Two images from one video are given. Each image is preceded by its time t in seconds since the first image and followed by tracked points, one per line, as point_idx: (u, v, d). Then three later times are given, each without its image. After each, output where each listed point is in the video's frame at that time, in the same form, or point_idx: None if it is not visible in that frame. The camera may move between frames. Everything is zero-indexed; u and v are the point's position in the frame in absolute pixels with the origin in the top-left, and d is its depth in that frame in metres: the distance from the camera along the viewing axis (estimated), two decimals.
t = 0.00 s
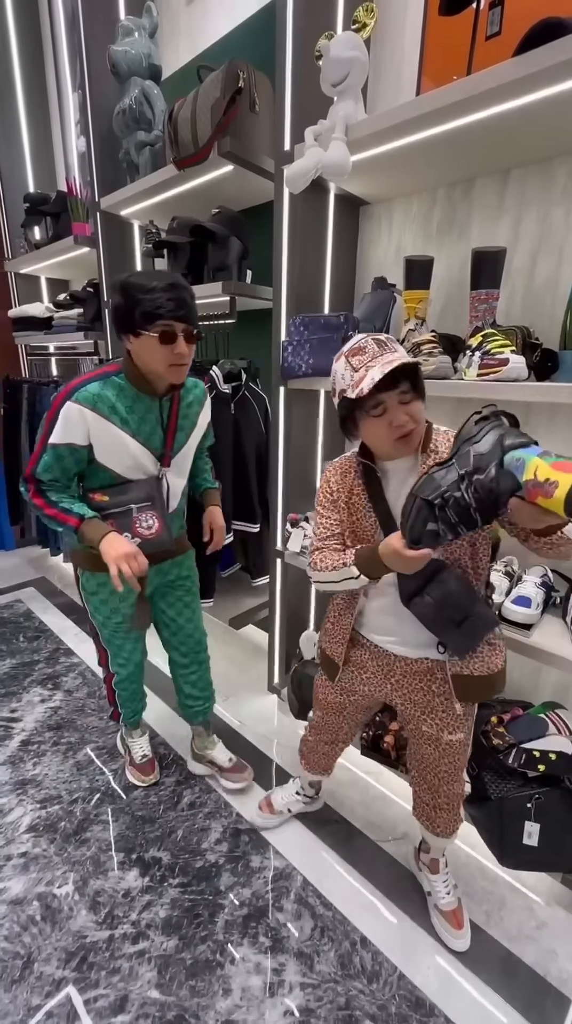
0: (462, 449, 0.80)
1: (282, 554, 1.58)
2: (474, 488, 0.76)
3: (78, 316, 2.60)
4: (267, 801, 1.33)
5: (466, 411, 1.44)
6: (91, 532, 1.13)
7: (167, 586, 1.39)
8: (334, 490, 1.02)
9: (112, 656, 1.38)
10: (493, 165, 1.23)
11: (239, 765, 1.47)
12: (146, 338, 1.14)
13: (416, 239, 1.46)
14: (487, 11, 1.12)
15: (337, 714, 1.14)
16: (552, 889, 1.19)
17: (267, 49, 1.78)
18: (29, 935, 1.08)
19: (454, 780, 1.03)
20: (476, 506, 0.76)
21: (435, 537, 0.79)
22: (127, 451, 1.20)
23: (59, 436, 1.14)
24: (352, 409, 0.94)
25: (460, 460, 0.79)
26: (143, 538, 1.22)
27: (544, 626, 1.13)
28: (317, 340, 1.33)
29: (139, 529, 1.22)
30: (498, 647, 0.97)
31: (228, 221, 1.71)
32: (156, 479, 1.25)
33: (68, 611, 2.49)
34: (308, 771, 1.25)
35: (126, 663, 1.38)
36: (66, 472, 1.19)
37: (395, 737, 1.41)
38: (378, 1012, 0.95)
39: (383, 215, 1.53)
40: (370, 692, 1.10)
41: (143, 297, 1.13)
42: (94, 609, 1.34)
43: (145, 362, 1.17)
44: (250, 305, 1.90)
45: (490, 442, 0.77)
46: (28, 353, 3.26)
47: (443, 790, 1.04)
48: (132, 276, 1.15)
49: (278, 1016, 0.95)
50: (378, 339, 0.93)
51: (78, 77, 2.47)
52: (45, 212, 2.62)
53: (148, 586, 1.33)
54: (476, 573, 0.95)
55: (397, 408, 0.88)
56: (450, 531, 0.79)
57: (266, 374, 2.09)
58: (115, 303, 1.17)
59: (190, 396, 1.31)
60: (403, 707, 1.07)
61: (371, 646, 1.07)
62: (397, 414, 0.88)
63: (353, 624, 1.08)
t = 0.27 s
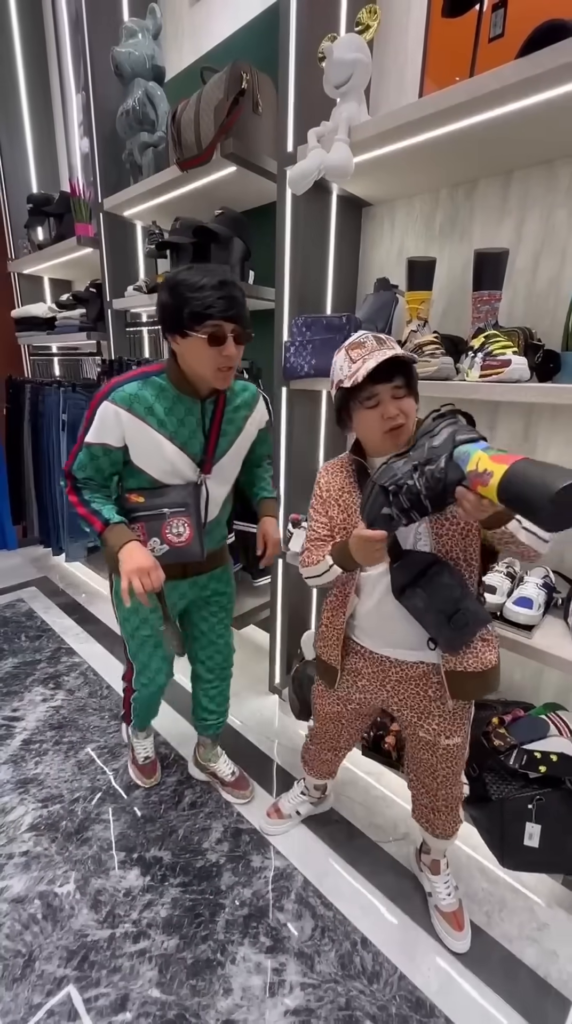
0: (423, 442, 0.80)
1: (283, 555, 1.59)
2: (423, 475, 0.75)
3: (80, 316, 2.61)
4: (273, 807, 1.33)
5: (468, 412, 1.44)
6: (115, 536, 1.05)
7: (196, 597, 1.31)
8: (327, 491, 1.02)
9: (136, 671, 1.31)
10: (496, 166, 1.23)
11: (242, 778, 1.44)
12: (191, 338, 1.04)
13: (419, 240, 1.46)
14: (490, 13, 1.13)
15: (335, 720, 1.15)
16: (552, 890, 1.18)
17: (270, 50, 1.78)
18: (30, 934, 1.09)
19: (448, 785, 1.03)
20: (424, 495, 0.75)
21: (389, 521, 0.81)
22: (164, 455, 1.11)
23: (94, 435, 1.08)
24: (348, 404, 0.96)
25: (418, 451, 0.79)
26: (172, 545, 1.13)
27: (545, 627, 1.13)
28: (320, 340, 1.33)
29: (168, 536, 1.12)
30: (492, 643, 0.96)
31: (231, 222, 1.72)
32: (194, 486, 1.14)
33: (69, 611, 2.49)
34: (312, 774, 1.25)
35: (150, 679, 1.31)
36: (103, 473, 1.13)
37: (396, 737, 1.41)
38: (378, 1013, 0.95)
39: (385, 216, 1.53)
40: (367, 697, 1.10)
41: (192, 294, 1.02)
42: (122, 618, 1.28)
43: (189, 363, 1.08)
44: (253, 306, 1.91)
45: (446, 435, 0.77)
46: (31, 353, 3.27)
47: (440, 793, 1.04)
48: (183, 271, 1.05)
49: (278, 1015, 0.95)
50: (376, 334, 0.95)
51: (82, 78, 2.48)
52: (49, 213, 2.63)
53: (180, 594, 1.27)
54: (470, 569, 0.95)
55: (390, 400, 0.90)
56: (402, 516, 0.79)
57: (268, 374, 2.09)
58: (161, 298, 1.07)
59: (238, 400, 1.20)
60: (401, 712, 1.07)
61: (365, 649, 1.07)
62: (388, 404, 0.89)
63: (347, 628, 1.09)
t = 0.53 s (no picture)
0: (413, 446, 0.79)
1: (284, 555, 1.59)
2: (411, 485, 0.76)
3: (83, 317, 2.61)
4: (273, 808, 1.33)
5: (471, 412, 1.44)
6: (131, 545, 1.02)
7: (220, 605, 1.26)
8: (311, 490, 1.01)
9: (153, 693, 1.22)
10: (500, 166, 1.23)
11: (245, 781, 1.43)
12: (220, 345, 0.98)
13: (422, 240, 1.46)
14: (494, 13, 1.13)
15: (319, 718, 1.15)
16: (554, 892, 1.18)
17: (273, 51, 1.78)
18: (31, 933, 1.09)
19: (433, 777, 1.03)
20: (411, 505, 0.77)
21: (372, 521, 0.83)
22: (184, 463, 1.07)
23: (113, 441, 1.05)
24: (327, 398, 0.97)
25: (409, 456, 0.78)
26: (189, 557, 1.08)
27: (547, 629, 1.13)
28: (322, 340, 1.33)
29: (185, 546, 1.07)
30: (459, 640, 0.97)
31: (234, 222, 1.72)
32: (216, 495, 1.09)
33: (71, 611, 2.49)
34: (307, 772, 1.25)
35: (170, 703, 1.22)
36: (122, 480, 1.10)
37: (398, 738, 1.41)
38: (380, 1014, 0.95)
39: (388, 216, 1.53)
40: (349, 696, 1.10)
41: (226, 298, 0.95)
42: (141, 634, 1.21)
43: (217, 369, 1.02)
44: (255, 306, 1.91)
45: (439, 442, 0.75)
46: (34, 354, 3.28)
47: (428, 787, 1.04)
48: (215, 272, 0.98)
49: (280, 1016, 0.94)
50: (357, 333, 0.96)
51: (86, 79, 2.49)
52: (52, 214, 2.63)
53: (205, 604, 1.22)
54: (445, 567, 0.96)
55: (367, 398, 0.91)
56: (386, 519, 0.81)
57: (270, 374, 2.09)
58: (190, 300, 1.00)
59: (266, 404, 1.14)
60: (382, 710, 1.07)
61: (344, 646, 1.08)
62: (365, 402, 0.91)
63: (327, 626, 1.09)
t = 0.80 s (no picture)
0: (396, 429, 0.82)
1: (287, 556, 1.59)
2: (392, 462, 0.77)
3: (86, 317, 2.62)
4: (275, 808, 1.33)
5: (474, 413, 1.44)
6: (149, 544, 0.95)
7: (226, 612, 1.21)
8: (316, 493, 1.06)
9: (161, 708, 1.14)
10: (504, 167, 1.23)
11: (247, 782, 1.43)
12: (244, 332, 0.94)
13: (425, 241, 1.46)
14: (498, 14, 1.13)
15: (324, 725, 1.15)
16: (557, 895, 1.18)
17: (276, 51, 1.78)
18: (34, 933, 1.09)
19: (440, 785, 1.03)
20: (391, 482, 0.77)
21: (356, 502, 0.86)
22: (200, 456, 1.02)
23: (119, 432, 0.97)
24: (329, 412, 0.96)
25: (392, 437, 0.80)
26: (211, 560, 1.00)
27: (551, 630, 1.12)
28: (325, 341, 1.33)
29: (205, 548, 1.00)
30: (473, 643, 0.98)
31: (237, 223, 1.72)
32: (232, 491, 1.04)
33: (74, 611, 2.50)
34: (311, 778, 1.25)
35: (182, 715, 1.15)
36: (125, 475, 1.03)
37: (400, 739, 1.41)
38: (382, 1016, 0.95)
39: (391, 217, 1.53)
40: (355, 702, 1.10)
41: (253, 283, 0.91)
42: (148, 648, 1.12)
43: (238, 357, 0.98)
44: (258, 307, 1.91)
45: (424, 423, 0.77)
46: (37, 354, 3.29)
47: (434, 795, 1.04)
48: (241, 255, 0.93)
49: (282, 1018, 0.94)
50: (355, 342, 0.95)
51: (89, 80, 2.49)
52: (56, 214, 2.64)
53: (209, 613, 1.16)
54: (457, 569, 0.96)
55: (369, 406, 0.90)
56: (370, 500, 0.83)
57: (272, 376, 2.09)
58: (214, 283, 0.95)
59: (272, 398, 1.13)
60: (390, 717, 1.07)
61: (352, 652, 1.07)
62: (367, 411, 0.90)
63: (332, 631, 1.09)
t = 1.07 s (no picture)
0: (396, 422, 0.80)
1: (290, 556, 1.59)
2: (392, 454, 0.76)
3: (89, 317, 2.62)
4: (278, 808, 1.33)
5: (477, 414, 1.43)
6: (160, 564, 0.89)
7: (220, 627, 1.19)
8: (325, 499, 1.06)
9: (158, 730, 1.12)
10: (508, 167, 1.23)
11: (251, 782, 1.43)
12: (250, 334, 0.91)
13: (428, 241, 1.45)
14: (503, 14, 1.13)
15: (335, 730, 1.15)
16: (560, 898, 1.17)
17: (280, 52, 1.78)
18: (36, 933, 1.09)
19: (451, 794, 1.03)
20: (393, 476, 0.76)
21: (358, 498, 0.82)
22: (206, 465, 0.99)
23: (122, 440, 0.92)
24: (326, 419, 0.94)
25: (392, 431, 0.79)
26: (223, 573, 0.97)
27: (555, 632, 1.12)
28: (328, 341, 1.32)
29: (216, 561, 0.97)
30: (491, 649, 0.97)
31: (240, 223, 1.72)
32: (236, 501, 1.04)
33: (76, 611, 2.50)
34: (315, 779, 1.24)
35: (181, 736, 1.13)
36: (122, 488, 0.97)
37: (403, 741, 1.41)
38: (384, 1019, 0.95)
39: (395, 217, 1.52)
40: (367, 707, 1.10)
41: (264, 283, 0.87)
42: (140, 670, 1.09)
43: (243, 361, 0.96)
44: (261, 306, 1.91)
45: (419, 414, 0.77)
46: (40, 355, 3.29)
47: (444, 802, 1.04)
48: (252, 252, 0.90)
49: (283, 1020, 0.94)
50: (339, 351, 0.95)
51: (93, 81, 2.50)
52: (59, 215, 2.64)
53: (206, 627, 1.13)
54: (472, 574, 0.96)
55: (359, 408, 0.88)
56: (370, 495, 0.80)
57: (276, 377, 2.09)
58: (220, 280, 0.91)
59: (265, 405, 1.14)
60: (403, 723, 1.06)
61: (367, 658, 1.07)
62: (355, 410, 0.87)
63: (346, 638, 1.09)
